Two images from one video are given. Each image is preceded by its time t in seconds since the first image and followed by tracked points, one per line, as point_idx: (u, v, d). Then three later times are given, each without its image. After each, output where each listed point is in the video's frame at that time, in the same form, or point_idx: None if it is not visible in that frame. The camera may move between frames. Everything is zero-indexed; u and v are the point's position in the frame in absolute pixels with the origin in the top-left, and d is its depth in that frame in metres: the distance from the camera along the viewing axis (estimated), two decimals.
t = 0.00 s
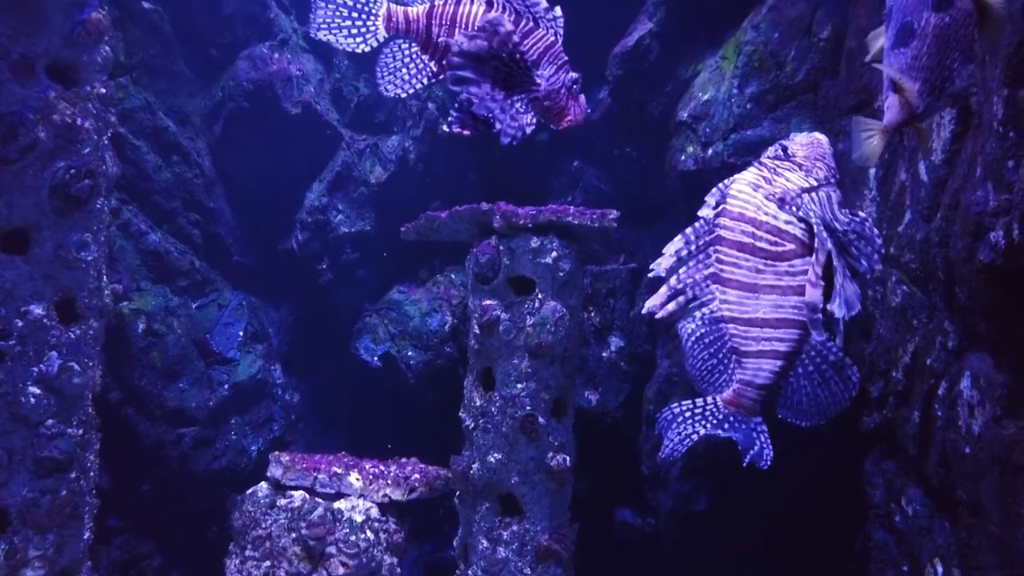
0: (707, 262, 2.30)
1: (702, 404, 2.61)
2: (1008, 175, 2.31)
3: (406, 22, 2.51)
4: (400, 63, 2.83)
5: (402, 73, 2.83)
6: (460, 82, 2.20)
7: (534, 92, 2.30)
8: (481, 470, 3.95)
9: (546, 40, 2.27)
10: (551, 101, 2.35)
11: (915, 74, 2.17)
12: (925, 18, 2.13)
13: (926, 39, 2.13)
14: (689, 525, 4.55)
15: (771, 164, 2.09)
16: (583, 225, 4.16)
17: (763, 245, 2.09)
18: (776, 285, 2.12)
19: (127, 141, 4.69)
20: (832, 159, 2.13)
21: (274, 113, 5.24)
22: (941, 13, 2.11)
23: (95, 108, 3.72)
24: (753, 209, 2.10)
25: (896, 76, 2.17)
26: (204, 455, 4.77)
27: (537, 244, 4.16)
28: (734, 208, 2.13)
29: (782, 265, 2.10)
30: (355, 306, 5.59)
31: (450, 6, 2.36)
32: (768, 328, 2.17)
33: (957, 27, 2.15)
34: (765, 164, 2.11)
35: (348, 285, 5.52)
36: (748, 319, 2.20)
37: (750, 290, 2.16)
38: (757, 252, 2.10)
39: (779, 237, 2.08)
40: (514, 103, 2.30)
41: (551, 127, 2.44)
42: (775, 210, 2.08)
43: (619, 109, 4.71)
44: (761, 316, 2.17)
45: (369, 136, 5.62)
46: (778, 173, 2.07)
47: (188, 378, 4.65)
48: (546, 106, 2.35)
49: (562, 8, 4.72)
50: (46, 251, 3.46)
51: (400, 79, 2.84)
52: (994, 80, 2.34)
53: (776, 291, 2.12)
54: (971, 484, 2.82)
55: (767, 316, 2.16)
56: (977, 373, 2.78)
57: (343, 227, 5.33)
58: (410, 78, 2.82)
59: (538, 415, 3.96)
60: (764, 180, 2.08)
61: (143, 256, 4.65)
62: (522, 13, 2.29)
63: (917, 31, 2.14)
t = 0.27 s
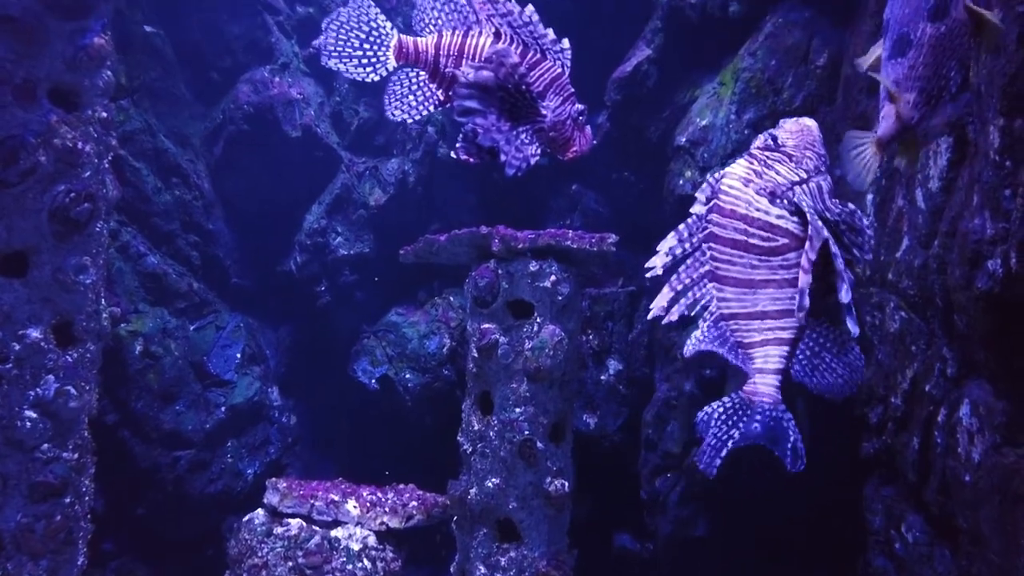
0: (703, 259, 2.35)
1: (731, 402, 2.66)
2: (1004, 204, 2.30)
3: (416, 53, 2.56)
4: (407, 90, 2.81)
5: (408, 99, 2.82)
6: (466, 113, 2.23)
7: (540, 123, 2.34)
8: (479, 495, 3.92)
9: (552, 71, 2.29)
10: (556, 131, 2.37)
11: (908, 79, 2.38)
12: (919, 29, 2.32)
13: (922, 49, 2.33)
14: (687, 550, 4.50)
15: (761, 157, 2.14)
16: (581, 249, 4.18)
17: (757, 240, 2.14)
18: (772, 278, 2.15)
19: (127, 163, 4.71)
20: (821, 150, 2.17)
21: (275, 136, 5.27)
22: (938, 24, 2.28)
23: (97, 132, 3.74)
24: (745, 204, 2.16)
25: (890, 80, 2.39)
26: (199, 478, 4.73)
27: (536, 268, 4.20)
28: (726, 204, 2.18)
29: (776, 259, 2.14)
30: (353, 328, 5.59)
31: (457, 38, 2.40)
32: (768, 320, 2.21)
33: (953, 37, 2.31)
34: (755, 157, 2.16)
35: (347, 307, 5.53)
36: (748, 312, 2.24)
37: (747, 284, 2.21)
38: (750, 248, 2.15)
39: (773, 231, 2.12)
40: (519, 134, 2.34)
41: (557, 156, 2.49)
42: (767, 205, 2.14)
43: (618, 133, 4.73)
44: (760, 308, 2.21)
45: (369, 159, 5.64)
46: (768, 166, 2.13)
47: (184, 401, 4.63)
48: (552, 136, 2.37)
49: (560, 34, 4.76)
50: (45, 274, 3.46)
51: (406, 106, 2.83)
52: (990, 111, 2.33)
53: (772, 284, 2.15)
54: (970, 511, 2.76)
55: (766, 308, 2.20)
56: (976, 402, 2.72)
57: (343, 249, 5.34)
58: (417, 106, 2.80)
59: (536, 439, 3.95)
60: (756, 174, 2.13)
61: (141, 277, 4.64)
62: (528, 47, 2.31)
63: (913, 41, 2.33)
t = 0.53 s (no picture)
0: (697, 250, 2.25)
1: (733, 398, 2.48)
2: (1004, 228, 2.30)
3: (424, 81, 2.60)
4: (412, 115, 2.81)
5: (415, 124, 2.81)
6: (472, 142, 2.26)
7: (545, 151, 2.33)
8: (478, 518, 3.90)
9: (559, 101, 2.24)
10: (561, 160, 2.34)
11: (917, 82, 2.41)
12: (924, 34, 2.36)
13: (927, 53, 2.35)
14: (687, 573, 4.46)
15: (747, 142, 2.04)
16: (581, 270, 4.19)
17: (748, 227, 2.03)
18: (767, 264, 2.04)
19: (128, 184, 4.72)
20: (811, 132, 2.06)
21: (276, 157, 5.29)
22: (941, 28, 2.32)
23: (98, 154, 3.78)
24: (734, 190, 2.05)
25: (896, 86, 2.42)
26: (197, 500, 4.70)
27: (536, 289, 4.20)
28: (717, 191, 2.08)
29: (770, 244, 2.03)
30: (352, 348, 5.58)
31: (464, 66, 2.41)
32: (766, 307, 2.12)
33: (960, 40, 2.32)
34: (743, 143, 2.06)
35: (347, 327, 5.53)
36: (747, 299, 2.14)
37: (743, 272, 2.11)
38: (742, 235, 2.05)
39: (763, 216, 2.01)
40: (525, 163, 2.35)
41: (563, 183, 2.46)
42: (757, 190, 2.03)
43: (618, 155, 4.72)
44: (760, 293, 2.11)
45: (369, 180, 5.64)
46: (755, 151, 2.02)
47: (183, 422, 4.61)
48: (556, 165, 2.34)
49: (560, 57, 4.79)
50: (45, 296, 3.47)
51: (412, 130, 2.83)
52: (988, 136, 2.34)
53: (767, 270, 2.05)
54: (972, 537, 2.69)
55: (766, 294, 2.10)
56: (977, 425, 2.67)
57: (343, 269, 5.37)
58: (423, 131, 2.81)
59: (536, 462, 3.93)
60: (743, 160, 2.03)
61: (141, 298, 4.64)
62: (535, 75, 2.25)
63: (918, 46, 2.36)
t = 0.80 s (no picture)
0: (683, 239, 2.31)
1: (717, 379, 2.57)
2: (1001, 256, 2.30)
3: (430, 116, 2.67)
4: (419, 150, 2.87)
5: (421, 159, 2.86)
6: (478, 181, 2.26)
7: (550, 184, 2.37)
8: (478, 545, 3.86)
9: (562, 133, 2.31)
10: (564, 192, 2.39)
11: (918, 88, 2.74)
12: (924, 46, 2.66)
13: (927, 64, 2.69)
14: None
15: (730, 134, 2.08)
16: (580, 295, 4.20)
17: (731, 216, 2.09)
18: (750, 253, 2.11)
19: (131, 209, 4.75)
20: (788, 122, 2.12)
21: (278, 181, 5.33)
22: (937, 41, 2.58)
23: (101, 181, 3.84)
24: (716, 180, 2.10)
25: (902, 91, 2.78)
26: (196, 525, 4.67)
27: (535, 314, 4.22)
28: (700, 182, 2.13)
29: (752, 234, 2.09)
30: (352, 372, 5.61)
31: (470, 99, 2.48)
32: (750, 291, 2.18)
33: (954, 53, 2.56)
34: (725, 134, 2.11)
35: (347, 350, 5.56)
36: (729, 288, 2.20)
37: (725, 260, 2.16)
38: (725, 224, 2.10)
39: (745, 206, 2.07)
40: (531, 197, 2.38)
41: (567, 215, 2.52)
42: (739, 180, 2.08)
43: (617, 181, 4.73)
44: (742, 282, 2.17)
45: (369, 204, 5.69)
46: (737, 142, 2.07)
47: (182, 446, 4.60)
48: (560, 197, 2.40)
49: (559, 84, 4.84)
50: (47, 321, 3.50)
51: (418, 165, 2.87)
52: (984, 164, 2.36)
53: (752, 257, 2.11)
54: (971, 566, 2.63)
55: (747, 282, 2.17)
56: (978, 453, 2.64)
57: (342, 292, 5.41)
58: (429, 165, 2.85)
59: (536, 487, 3.93)
60: (725, 151, 2.08)
61: (141, 322, 4.65)
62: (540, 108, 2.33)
63: (918, 56, 2.71)
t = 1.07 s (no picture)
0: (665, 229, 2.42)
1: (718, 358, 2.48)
2: (996, 282, 2.32)
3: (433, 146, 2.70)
4: (422, 180, 2.92)
5: (425, 189, 2.92)
6: (478, 212, 2.34)
7: (550, 213, 2.41)
8: (477, 570, 3.86)
9: (562, 163, 2.30)
10: (564, 222, 2.39)
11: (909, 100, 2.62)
12: (915, 58, 2.59)
13: (921, 74, 2.57)
14: None
15: (708, 126, 2.20)
16: (580, 318, 4.19)
17: (711, 208, 2.21)
18: (729, 244, 2.22)
19: (131, 234, 4.78)
20: (765, 108, 2.21)
21: (277, 206, 5.37)
22: (928, 53, 2.53)
23: (102, 208, 3.89)
24: (696, 173, 2.21)
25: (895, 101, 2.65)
26: (193, 551, 4.65)
27: (534, 338, 4.23)
28: (682, 174, 2.24)
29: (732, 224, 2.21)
30: (352, 396, 5.64)
31: (472, 130, 2.51)
32: (731, 281, 2.29)
33: (947, 64, 2.47)
34: (704, 125, 2.23)
35: (347, 374, 5.58)
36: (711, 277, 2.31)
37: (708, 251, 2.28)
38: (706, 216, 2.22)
39: (724, 199, 2.18)
40: (532, 226, 2.44)
41: (567, 244, 2.51)
42: (718, 171, 2.20)
43: (615, 206, 4.75)
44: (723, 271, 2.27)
45: (369, 228, 5.71)
46: (716, 135, 2.19)
47: (180, 471, 4.59)
48: (559, 226, 2.40)
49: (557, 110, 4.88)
50: (46, 348, 3.54)
51: (423, 195, 2.94)
52: (979, 191, 2.38)
53: (731, 248, 2.22)
54: None
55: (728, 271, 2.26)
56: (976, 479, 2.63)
57: (342, 316, 5.43)
58: (433, 195, 2.92)
59: (535, 513, 3.92)
60: (704, 144, 2.20)
61: (140, 346, 4.65)
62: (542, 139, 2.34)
63: (911, 69, 2.60)
